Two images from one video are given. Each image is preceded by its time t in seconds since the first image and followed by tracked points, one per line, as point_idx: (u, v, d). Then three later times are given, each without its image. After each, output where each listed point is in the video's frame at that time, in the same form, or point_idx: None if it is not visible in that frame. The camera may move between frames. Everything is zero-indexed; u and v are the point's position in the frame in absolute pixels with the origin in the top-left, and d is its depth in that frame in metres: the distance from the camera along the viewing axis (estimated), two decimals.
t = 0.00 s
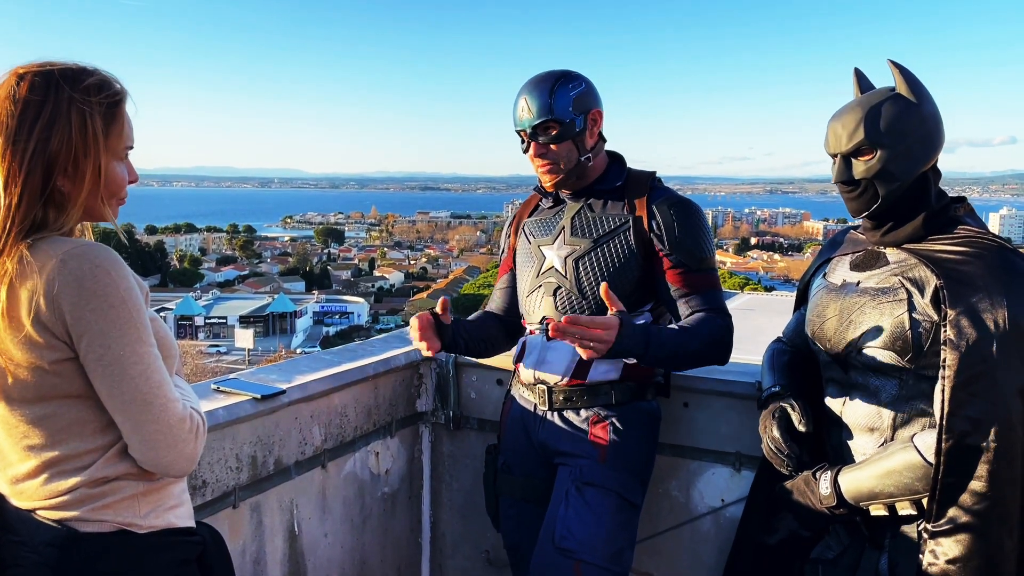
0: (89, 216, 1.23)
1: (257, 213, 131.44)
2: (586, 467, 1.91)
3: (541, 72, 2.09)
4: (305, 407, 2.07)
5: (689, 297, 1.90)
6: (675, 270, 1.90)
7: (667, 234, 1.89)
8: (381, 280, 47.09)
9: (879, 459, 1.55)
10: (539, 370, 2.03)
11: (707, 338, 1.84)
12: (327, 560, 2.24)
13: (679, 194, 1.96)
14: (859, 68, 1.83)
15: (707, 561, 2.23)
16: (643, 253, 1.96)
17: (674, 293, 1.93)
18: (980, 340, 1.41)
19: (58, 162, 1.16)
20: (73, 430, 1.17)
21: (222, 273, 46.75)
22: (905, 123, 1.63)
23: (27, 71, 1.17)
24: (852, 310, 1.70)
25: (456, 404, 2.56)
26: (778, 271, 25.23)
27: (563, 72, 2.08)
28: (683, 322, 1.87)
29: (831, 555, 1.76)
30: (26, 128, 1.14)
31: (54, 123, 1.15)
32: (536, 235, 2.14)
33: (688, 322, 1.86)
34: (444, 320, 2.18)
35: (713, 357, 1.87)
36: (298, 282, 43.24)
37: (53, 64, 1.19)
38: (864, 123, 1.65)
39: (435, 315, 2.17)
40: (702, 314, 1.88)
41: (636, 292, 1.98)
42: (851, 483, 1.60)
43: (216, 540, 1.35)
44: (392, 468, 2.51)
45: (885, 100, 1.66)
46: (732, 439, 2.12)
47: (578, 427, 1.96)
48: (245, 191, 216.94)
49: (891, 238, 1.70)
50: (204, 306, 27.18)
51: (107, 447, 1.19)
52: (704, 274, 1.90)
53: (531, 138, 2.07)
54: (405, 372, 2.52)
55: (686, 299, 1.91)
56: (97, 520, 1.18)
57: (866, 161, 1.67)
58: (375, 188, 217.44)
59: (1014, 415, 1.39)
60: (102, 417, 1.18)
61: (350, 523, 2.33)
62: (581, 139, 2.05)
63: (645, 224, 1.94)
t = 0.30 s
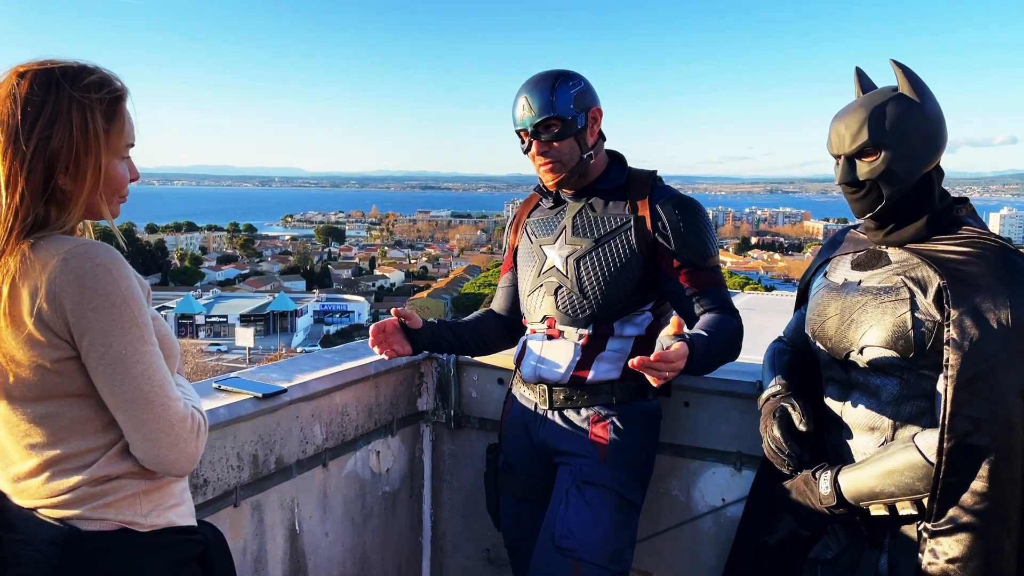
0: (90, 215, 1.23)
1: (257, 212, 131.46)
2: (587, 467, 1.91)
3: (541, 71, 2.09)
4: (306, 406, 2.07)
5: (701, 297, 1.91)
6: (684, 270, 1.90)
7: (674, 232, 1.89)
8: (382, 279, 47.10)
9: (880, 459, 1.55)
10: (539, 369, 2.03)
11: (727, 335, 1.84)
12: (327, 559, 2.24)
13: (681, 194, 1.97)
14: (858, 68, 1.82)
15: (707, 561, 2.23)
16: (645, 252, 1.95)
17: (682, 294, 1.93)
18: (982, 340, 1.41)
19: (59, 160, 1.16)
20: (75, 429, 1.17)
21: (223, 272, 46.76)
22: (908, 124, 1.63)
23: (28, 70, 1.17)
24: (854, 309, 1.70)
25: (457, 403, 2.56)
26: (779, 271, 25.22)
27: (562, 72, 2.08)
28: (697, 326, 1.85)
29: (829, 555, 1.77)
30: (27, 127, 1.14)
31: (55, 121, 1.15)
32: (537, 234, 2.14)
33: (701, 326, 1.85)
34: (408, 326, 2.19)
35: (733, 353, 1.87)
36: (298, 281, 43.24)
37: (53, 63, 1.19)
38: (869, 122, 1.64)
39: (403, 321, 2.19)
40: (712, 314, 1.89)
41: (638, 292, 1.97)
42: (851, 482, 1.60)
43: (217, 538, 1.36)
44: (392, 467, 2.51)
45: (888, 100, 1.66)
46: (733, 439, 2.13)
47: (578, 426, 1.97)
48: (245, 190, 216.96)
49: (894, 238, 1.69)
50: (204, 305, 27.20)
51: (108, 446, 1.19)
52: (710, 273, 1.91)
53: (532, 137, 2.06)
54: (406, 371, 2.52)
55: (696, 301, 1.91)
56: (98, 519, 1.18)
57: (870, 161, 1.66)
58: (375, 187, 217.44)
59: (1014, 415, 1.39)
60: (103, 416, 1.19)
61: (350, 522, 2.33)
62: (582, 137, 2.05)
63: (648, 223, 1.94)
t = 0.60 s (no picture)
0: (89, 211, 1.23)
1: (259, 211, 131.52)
2: (589, 467, 1.91)
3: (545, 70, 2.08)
4: (307, 405, 2.06)
5: (696, 299, 1.91)
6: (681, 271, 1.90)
7: (673, 233, 1.88)
8: (383, 278, 47.11)
9: (883, 460, 1.54)
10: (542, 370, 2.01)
11: (711, 338, 1.85)
12: (328, 559, 2.24)
13: (684, 193, 1.96)
14: (854, 69, 1.81)
15: (709, 562, 2.23)
16: (648, 251, 1.94)
17: (680, 296, 1.93)
18: (984, 341, 1.41)
19: (58, 157, 1.15)
20: (74, 428, 1.16)
21: (224, 270, 46.78)
22: (906, 127, 1.61)
23: (27, 66, 1.16)
24: (857, 309, 1.69)
25: (459, 403, 2.56)
26: (780, 271, 25.21)
27: (565, 70, 2.07)
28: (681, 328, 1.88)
29: (833, 556, 1.76)
30: (27, 124, 1.14)
31: (54, 118, 1.14)
32: (540, 233, 2.13)
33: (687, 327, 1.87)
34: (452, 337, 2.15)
35: (715, 359, 1.88)
36: (300, 280, 43.25)
37: (53, 59, 1.19)
38: (865, 125, 1.63)
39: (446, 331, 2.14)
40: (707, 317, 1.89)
41: (641, 290, 1.97)
42: (854, 483, 1.59)
43: (217, 537, 1.35)
44: (394, 466, 2.51)
45: (883, 102, 1.64)
46: (736, 439, 2.12)
47: (580, 425, 1.96)
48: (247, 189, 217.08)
49: (896, 239, 1.68)
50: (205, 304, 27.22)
51: (108, 445, 1.19)
52: (710, 275, 1.90)
53: (534, 136, 2.06)
54: (407, 370, 2.51)
55: (691, 302, 1.91)
56: (97, 518, 1.18)
57: (869, 163, 1.65)
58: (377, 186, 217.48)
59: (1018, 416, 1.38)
60: (103, 415, 1.18)
61: (351, 522, 2.33)
62: (585, 136, 2.04)
63: (651, 222, 1.93)
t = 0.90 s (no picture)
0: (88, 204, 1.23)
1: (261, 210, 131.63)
2: (591, 468, 1.90)
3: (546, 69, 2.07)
4: (308, 405, 2.06)
5: (702, 297, 1.90)
6: (686, 270, 1.90)
7: (677, 233, 1.87)
8: (385, 278, 47.12)
9: (886, 462, 1.53)
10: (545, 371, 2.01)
11: (720, 339, 1.84)
12: (328, 559, 2.23)
13: (689, 193, 1.94)
14: (853, 73, 1.80)
15: (711, 563, 2.22)
16: (651, 251, 1.94)
17: (685, 295, 1.93)
18: (989, 342, 1.40)
19: (51, 154, 1.15)
20: (74, 427, 1.16)
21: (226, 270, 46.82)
22: (907, 127, 1.60)
23: (9, 64, 1.15)
24: (860, 311, 1.68)
25: (460, 403, 2.55)
26: (782, 272, 25.17)
27: (566, 69, 2.06)
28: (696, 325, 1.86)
29: (835, 558, 1.75)
30: (16, 123, 1.13)
31: (42, 115, 1.14)
32: (542, 233, 2.13)
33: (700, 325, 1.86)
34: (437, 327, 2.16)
35: (723, 358, 1.87)
36: (301, 279, 43.27)
37: (34, 55, 1.17)
38: (866, 127, 1.62)
39: (429, 320, 2.15)
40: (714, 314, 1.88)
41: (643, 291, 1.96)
42: (857, 485, 1.58)
43: (218, 537, 1.35)
44: (395, 466, 2.50)
45: (884, 103, 1.63)
46: (738, 440, 2.11)
47: (582, 426, 1.96)
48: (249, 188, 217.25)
49: (899, 240, 1.67)
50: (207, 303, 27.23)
51: (108, 444, 1.18)
52: (714, 274, 1.89)
53: (535, 135, 2.05)
54: (409, 370, 2.51)
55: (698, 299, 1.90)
56: (97, 518, 1.17)
57: (870, 165, 1.63)
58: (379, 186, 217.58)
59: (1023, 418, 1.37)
60: (103, 414, 1.18)
61: (352, 522, 2.32)
62: (585, 136, 2.03)
63: (655, 224, 1.93)
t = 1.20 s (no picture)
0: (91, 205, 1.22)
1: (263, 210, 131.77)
2: (594, 470, 1.89)
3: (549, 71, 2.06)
4: (310, 405, 2.05)
5: (707, 300, 1.89)
6: (691, 272, 1.89)
7: (681, 235, 1.86)
8: (387, 277, 47.14)
9: (890, 466, 1.52)
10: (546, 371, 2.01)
11: (721, 344, 1.83)
12: (329, 560, 2.23)
13: (695, 195, 1.94)
14: (859, 73, 1.79)
15: (713, 566, 2.21)
16: (655, 252, 1.94)
17: (689, 297, 1.92)
18: (995, 346, 1.39)
19: (53, 152, 1.14)
20: (76, 426, 1.15)
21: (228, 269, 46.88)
22: (910, 129, 1.59)
23: (14, 62, 1.14)
24: (864, 313, 1.67)
25: (462, 404, 2.54)
26: (784, 274, 25.13)
27: (571, 70, 2.06)
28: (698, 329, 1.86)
29: (838, 562, 1.74)
30: (19, 121, 1.13)
31: (45, 113, 1.13)
32: (546, 233, 2.12)
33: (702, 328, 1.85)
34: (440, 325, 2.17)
35: (729, 360, 1.85)
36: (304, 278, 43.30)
37: (39, 53, 1.17)
38: (869, 130, 1.61)
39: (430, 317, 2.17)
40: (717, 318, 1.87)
41: (647, 292, 1.95)
42: (860, 489, 1.57)
43: (218, 537, 1.34)
44: (396, 467, 2.50)
45: (886, 106, 1.62)
46: (740, 442, 2.10)
47: (584, 427, 1.95)
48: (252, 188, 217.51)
49: (904, 242, 1.66)
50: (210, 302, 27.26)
51: (109, 443, 1.18)
52: (719, 277, 1.89)
53: (540, 136, 2.04)
54: (411, 370, 2.50)
55: (704, 303, 1.89)
56: (97, 518, 1.17)
57: (874, 168, 1.62)
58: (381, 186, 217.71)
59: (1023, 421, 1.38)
60: (105, 412, 1.17)
61: (353, 523, 2.32)
62: (591, 137, 2.03)
63: (658, 224, 1.92)
